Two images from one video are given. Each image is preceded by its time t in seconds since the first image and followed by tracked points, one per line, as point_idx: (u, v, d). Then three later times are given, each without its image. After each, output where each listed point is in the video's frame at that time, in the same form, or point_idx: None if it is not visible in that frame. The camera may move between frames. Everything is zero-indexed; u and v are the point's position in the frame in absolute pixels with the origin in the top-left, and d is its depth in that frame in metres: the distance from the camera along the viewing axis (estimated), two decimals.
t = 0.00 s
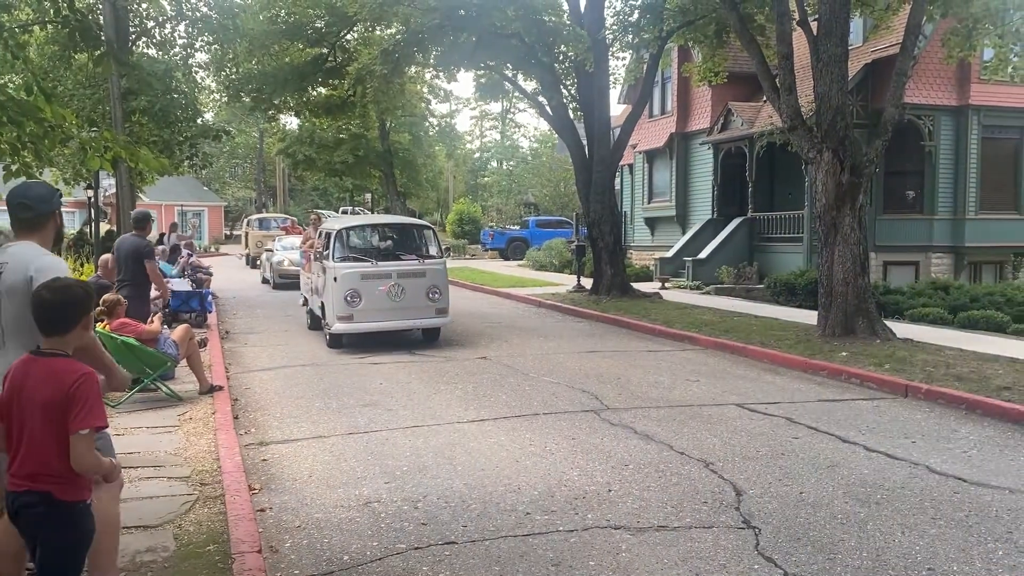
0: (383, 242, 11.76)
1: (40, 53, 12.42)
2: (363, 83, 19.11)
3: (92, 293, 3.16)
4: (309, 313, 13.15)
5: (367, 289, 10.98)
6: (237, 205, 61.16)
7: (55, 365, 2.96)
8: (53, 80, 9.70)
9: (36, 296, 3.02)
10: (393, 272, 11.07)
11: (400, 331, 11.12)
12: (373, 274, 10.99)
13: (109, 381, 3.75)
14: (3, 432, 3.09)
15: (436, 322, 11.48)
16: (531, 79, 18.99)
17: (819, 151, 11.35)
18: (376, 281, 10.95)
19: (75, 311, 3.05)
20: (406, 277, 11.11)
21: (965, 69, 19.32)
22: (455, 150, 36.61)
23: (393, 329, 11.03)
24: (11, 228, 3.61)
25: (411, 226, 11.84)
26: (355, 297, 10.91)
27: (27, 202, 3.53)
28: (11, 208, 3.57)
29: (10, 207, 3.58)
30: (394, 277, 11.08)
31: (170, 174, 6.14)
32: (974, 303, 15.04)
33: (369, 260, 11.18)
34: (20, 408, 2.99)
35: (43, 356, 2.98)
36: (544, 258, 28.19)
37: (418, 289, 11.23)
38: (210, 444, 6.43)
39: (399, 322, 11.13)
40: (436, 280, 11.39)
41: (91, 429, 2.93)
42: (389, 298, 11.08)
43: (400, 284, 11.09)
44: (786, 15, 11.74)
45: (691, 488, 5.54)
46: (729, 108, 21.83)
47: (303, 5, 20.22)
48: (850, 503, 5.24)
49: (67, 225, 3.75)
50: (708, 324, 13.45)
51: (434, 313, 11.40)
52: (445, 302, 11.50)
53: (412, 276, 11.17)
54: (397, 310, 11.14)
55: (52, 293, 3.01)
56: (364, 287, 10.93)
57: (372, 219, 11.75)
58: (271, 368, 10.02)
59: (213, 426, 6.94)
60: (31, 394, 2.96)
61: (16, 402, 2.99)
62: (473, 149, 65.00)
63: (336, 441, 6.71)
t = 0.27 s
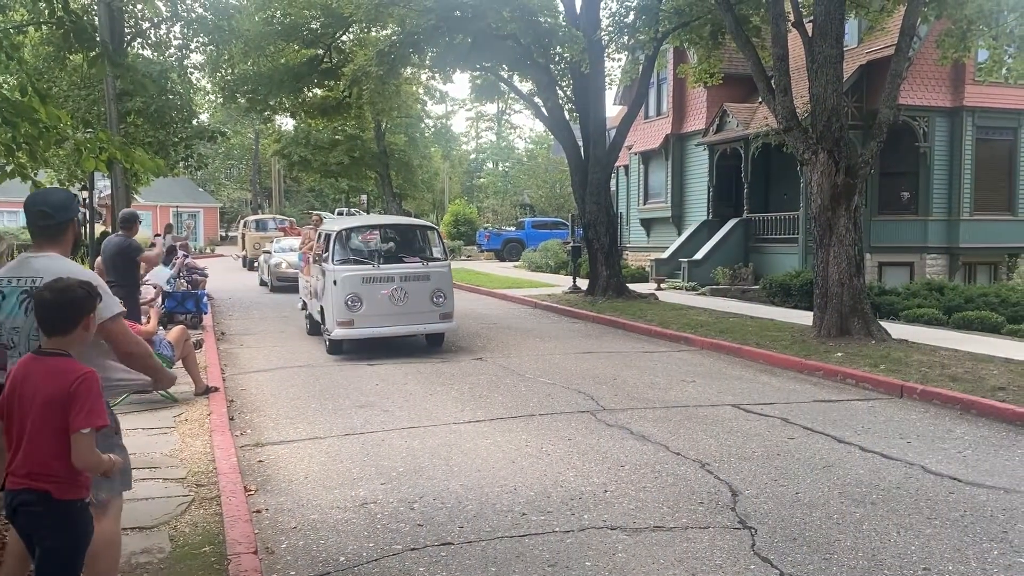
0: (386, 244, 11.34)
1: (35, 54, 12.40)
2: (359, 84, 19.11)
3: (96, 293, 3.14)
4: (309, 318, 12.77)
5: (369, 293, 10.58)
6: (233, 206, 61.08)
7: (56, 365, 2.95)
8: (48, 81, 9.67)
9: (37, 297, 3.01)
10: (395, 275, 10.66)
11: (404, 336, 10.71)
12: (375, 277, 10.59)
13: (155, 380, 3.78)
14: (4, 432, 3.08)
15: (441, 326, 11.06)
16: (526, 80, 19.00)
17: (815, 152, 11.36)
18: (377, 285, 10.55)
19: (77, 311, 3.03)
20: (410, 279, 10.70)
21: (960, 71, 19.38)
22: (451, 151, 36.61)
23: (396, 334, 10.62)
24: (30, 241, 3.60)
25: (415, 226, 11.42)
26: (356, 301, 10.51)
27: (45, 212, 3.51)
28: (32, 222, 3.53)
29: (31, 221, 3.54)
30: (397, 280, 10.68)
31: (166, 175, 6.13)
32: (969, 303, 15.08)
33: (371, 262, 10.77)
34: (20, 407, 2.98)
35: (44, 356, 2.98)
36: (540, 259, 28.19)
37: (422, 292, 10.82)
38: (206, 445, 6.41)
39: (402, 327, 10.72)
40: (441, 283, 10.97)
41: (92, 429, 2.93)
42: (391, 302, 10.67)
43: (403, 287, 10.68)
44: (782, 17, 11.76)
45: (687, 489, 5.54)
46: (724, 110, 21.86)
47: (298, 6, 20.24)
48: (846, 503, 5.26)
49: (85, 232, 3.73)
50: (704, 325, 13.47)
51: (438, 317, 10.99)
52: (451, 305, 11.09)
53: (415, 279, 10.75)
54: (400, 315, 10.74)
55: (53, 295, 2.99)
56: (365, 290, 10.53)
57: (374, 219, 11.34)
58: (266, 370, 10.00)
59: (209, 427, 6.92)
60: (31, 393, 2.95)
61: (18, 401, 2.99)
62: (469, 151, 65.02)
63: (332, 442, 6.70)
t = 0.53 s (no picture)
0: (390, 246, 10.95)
1: (32, 55, 12.38)
2: (356, 85, 19.12)
3: (94, 296, 3.13)
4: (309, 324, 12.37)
5: (372, 298, 10.18)
6: (230, 207, 61.06)
7: (48, 366, 2.94)
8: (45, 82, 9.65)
9: (34, 299, 3.01)
10: (400, 278, 10.29)
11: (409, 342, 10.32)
12: (379, 280, 10.22)
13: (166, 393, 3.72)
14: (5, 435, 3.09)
15: (447, 332, 10.67)
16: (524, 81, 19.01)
17: (812, 153, 11.37)
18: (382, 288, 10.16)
19: (75, 312, 3.02)
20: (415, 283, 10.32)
21: (957, 72, 19.42)
22: (448, 153, 36.61)
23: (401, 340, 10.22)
24: (36, 254, 3.57)
25: (420, 227, 11.03)
26: (359, 306, 10.12)
27: (52, 224, 3.51)
28: (39, 234, 3.52)
29: (37, 235, 3.53)
30: (401, 284, 10.30)
31: (162, 176, 6.11)
32: (966, 305, 15.10)
33: (374, 265, 10.39)
34: (17, 407, 2.98)
35: (39, 357, 2.97)
36: (537, 261, 28.19)
37: (428, 296, 10.44)
38: (203, 447, 6.40)
39: (407, 332, 10.33)
40: (448, 286, 10.58)
41: (79, 432, 2.90)
42: (396, 306, 10.27)
43: (408, 291, 10.30)
44: (779, 19, 11.77)
45: (685, 490, 5.54)
46: (722, 111, 21.88)
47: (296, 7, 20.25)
48: (843, 504, 5.26)
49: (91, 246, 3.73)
50: (701, 326, 13.47)
51: (445, 322, 10.60)
52: (458, 310, 10.71)
53: (421, 283, 10.37)
54: (405, 320, 10.34)
55: (50, 296, 2.99)
56: (368, 294, 10.15)
57: (378, 221, 10.96)
58: (264, 371, 9.98)
59: (206, 428, 6.91)
60: (26, 393, 2.95)
61: (14, 403, 2.98)
62: (466, 152, 65.02)
63: (329, 443, 6.69)
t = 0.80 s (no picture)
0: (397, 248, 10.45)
1: (32, 57, 12.39)
2: (356, 87, 19.13)
3: (98, 293, 3.13)
4: (313, 329, 11.93)
5: (377, 302, 9.71)
6: (230, 209, 61.08)
7: (60, 367, 2.94)
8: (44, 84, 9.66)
9: (38, 300, 3.00)
10: (406, 282, 9.81)
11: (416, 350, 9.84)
12: (385, 285, 9.74)
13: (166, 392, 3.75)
14: (17, 437, 3.07)
15: (457, 339, 10.16)
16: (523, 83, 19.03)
17: (811, 155, 11.38)
18: (387, 293, 9.70)
19: (80, 311, 3.02)
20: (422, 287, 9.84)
21: (956, 75, 19.44)
22: (448, 154, 36.62)
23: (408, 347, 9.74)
24: (38, 252, 3.57)
25: (428, 228, 10.51)
26: (364, 311, 9.65)
27: (55, 222, 3.52)
28: (41, 232, 3.53)
29: (40, 234, 3.54)
30: (408, 288, 9.82)
31: (162, 178, 6.11)
32: (965, 307, 15.11)
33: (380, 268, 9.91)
34: (30, 409, 2.97)
35: (48, 359, 2.96)
36: (537, 262, 28.20)
37: (436, 301, 9.94)
38: (202, 449, 6.39)
39: (415, 339, 9.84)
40: (457, 291, 10.08)
41: (98, 431, 2.92)
42: (402, 312, 9.80)
43: (415, 296, 9.81)
44: (778, 21, 11.78)
45: (684, 492, 5.54)
46: (721, 113, 21.91)
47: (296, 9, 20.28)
48: (843, 507, 5.26)
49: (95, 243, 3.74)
50: (700, 328, 13.47)
51: (454, 329, 10.10)
52: (468, 316, 10.20)
53: (429, 287, 9.88)
54: (413, 326, 9.86)
55: (54, 296, 2.98)
56: (374, 299, 9.67)
57: (384, 221, 10.47)
58: (263, 372, 9.98)
59: (205, 430, 6.91)
60: (39, 396, 2.95)
61: (27, 405, 2.97)
62: (466, 154, 65.05)
63: (329, 445, 6.68)
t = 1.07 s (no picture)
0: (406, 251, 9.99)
1: (34, 59, 12.40)
2: (357, 89, 19.13)
3: (106, 294, 3.14)
4: (317, 335, 11.47)
5: (385, 308, 9.24)
6: (231, 210, 61.06)
7: (76, 368, 2.95)
8: (46, 85, 9.67)
9: (48, 302, 3.00)
10: (416, 287, 9.34)
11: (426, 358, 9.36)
12: (393, 290, 9.27)
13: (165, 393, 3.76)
14: (27, 441, 3.04)
15: (468, 346, 9.69)
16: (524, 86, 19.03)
17: (812, 158, 11.38)
18: (395, 298, 9.23)
19: (90, 313, 3.02)
20: (432, 292, 9.37)
21: (957, 78, 19.45)
22: (449, 156, 36.63)
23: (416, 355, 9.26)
24: (41, 254, 3.58)
25: (438, 229, 10.03)
26: (371, 318, 9.17)
27: (58, 224, 3.53)
28: (44, 234, 3.53)
29: (43, 236, 3.54)
30: (417, 293, 9.35)
31: (164, 180, 6.11)
32: (966, 310, 15.10)
33: (388, 272, 9.43)
34: (44, 412, 2.96)
35: (62, 361, 2.96)
36: (537, 264, 28.19)
37: (446, 307, 9.47)
38: (203, 451, 6.39)
39: (424, 347, 9.36)
40: (469, 296, 9.62)
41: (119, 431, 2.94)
42: (412, 318, 9.31)
43: (425, 301, 9.33)
44: (780, 23, 11.79)
45: (686, 495, 5.54)
46: (722, 115, 21.93)
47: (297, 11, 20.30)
48: (844, 510, 5.26)
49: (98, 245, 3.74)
50: (701, 331, 13.47)
51: (466, 336, 9.63)
52: (480, 323, 9.74)
53: (439, 292, 9.41)
54: (422, 333, 9.38)
55: (65, 298, 2.99)
56: (381, 305, 9.20)
57: (391, 223, 10.00)
58: (263, 374, 9.98)
59: (206, 432, 6.91)
60: (55, 398, 2.95)
61: (42, 407, 2.96)
62: (466, 156, 65.07)
63: (330, 447, 6.68)
